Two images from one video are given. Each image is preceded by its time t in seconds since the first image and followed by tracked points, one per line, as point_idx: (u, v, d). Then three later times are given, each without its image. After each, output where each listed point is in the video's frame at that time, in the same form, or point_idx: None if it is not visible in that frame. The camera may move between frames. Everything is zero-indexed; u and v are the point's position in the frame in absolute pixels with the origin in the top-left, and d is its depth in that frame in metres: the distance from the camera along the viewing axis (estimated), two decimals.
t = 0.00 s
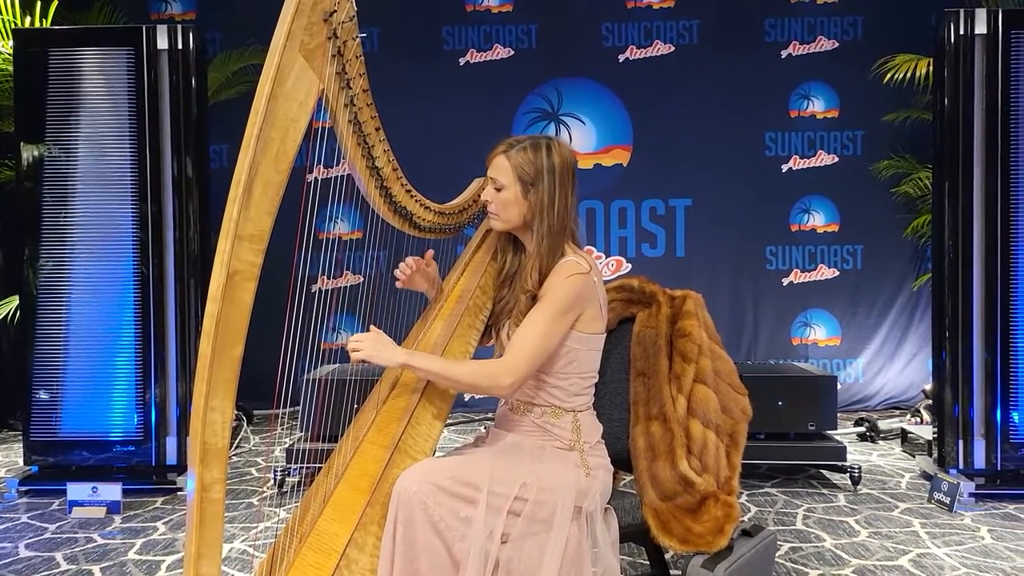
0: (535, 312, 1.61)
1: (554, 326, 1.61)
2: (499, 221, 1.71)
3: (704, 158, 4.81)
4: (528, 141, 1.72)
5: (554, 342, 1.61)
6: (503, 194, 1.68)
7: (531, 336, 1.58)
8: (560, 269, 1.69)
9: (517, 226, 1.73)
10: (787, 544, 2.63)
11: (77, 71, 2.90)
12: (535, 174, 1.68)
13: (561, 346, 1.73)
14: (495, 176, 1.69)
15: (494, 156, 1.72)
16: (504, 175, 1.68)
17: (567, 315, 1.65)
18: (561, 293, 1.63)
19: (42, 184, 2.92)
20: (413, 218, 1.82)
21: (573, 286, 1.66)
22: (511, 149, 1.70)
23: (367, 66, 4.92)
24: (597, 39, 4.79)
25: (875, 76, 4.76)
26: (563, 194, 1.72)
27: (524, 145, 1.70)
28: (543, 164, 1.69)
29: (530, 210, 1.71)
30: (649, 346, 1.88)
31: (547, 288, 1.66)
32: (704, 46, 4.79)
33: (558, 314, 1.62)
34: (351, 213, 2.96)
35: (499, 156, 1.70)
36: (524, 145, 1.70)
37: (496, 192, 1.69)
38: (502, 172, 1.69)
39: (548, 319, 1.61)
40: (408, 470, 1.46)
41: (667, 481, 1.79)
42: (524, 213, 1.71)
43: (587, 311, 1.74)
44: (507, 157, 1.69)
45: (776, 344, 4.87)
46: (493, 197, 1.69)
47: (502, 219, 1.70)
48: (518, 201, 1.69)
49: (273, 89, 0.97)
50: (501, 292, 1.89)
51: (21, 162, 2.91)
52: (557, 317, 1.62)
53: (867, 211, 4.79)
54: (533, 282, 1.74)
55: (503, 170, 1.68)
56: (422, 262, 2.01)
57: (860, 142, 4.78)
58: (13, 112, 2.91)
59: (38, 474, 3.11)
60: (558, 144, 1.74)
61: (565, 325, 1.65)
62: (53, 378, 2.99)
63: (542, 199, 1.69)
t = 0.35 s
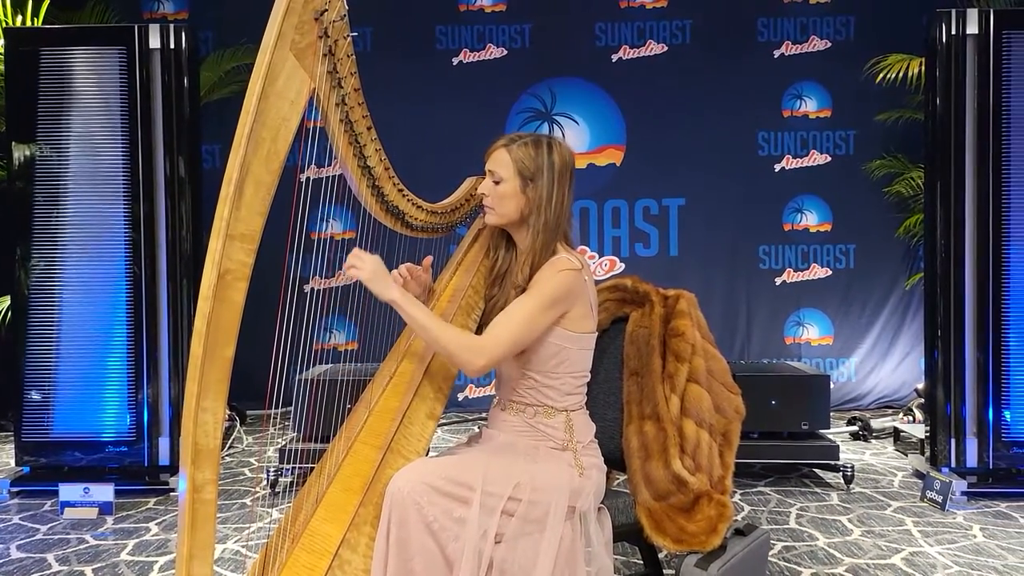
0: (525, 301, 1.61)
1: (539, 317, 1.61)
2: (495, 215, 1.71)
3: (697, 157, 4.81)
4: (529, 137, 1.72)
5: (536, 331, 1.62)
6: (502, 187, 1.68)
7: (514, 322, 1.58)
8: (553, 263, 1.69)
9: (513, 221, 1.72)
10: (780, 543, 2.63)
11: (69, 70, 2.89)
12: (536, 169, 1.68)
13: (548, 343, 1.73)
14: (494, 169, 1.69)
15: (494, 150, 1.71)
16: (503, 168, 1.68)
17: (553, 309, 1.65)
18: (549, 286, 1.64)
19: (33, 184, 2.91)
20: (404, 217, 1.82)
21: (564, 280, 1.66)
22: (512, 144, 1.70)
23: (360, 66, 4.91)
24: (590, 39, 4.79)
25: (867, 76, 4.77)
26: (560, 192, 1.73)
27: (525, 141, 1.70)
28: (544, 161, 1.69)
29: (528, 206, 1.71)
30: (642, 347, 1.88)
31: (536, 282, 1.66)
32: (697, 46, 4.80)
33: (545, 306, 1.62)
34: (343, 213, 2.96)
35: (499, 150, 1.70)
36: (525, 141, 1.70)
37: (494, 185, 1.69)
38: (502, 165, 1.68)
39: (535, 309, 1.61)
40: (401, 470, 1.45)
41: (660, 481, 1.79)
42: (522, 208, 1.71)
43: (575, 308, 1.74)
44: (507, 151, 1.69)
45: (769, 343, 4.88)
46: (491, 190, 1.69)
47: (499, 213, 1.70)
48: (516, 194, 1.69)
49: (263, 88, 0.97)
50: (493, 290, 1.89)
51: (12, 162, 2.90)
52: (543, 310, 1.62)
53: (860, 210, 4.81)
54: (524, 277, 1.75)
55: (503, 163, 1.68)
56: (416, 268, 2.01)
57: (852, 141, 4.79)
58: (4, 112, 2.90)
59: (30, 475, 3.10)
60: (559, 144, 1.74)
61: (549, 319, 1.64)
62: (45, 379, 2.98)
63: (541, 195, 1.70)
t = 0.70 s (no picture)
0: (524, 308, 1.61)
1: (539, 324, 1.61)
2: (488, 224, 1.71)
3: (695, 157, 4.82)
4: (513, 141, 1.72)
5: (540, 339, 1.62)
6: (490, 195, 1.68)
7: (514, 331, 1.58)
8: (547, 268, 1.68)
9: (506, 227, 1.72)
10: (778, 543, 2.63)
11: (66, 70, 2.89)
12: (521, 173, 1.68)
13: (550, 345, 1.73)
14: (481, 178, 1.69)
15: (478, 158, 1.71)
16: (489, 176, 1.68)
17: (554, 312, 1.64)
18: (547, 291, 1.63)
19: (30, 184, 2.90)
20: (403, 218, 1.81)
21: (561, 284, 1.66)
22: (495, 150, 1.70)
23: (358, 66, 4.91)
24: (587, 39, 4.80)
25: (864, 76, 4.78)
26: (548, 193, 1.72)
27: (508, 146, 1.70)
28: (529, 164, 1.69)
29: (518, 210, 1.71)
30: (639, 345, 1.88)
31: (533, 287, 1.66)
32: (694, 46, 4.80)
33: (544, 311, 1.62)
34: (340, 214, 2.96)
35: (483, 158, 1.70)
36: (508, 146, 1.70)
37: (483, 194, 1.69)
38: (489, 174, 1.68)
39: (534, 316, 1.60)
40: (400, 471, 1.45)
41: (658, 481, 1.79)
42: (512, 213, 1.71)
43: (576, 310, 1.73)
44: (491, 158, 1.69)
45: (767, 343, 4.88)
46: (480, 199, 1.69)
47: (492, 221, 1.70)
48: (505, 201, 1.69)
49: (263, 88, 0.97)
50: (491, 293, 1.87)
51: (8, 162, 2.90)
52: (543, 316, 1.62)
53: (857, 210, 4.81)
54: (520, 281, 1.75)
55: (489, 172, 1.68)
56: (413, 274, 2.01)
57: (849, 141, 4.80)
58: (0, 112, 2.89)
59: (27, 476, 3.10)
60: (543, 144, 1.74)
61: (551, 323, 1.64)
62: (42, 381, 2.97)
63: (530, 197, 1.69)
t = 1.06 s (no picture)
0: (523, 312, 1.61)
1: (540, 326, 1.61)
2: (484, 226, 1.71)
3: (694, 158, 4.82)
4: (507, 145, 1.72)
5: (542, 341, 1.62)
6: (484, 199, 1.68)
7: (514, 332, 1.58)
8: (544, 271, 1.68)
9: (502, 230, 1.72)
10: (778, 543, 2.63)
11: (66, 71, 2.89)
12: (515, 176, 1.68)
13: (551, 346, 1.73)
14: (476, 181, 1.69)
15: (473, 161, 1.72)
16: (483, 180, 1.68)
17: (553, 315, 1.65)
18: (546, 294, 1.63)
19: (30, 185, 2.90)
20: (402, 218, 1.81)
21: (560, 286, 1.66)
22: (490, 154, 1.70)
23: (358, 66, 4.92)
24: (587, 39, 4.80)
25: (864, 76, 4.78)
26: (543, 195, 1.72)
27: (502, 149, 1.70)
28: (522, 167, 1.69)
29: (512, 213, 1.71)
30: (639, 346, 1.88)
31: (532, 290, 1.66)
32: (694, 47, 4.80)
33: (544, 314, 1.62)
34: (340, 214, 2.96)
35: (477, 162, 1.70)
36: (502, 149, 1.70)
37: (477, 198, 1.69)
38: (483, 178, 1.68)
39: (533, 319, 1.61)
40: (399, 471, 1.45)
41: (658, 481, 1.79)
42: (506, 216, 1.71)
43: (575, 311, 1.73)
44: (485, 162, 1.69)
45: (767, 344, 4.88)
46: (475, 202, 1.69)
47: (487, 223, 1.70)
48: (499, 205, 1.69)
49: (262, 87, 0.96)
50: (490, 296, 1.87)
51: (9, 162, 2.90)
52: (542, 319, 1.62)
53: (856, 211, 4.81)
54: (518, 284, 1.74)
55: (483, 175, 1.68)
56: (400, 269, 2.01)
57: (850, 141, 4.80)
58: (1, 113, 2.89)
59: (27, 476, 3.10)
60: (537, 146, 1.74)
61: (550, 326, 1.64)
62: (42, 381, 2.98)
63: (524, 201, 1.69)
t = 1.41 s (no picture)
0: (528, 312, 1.61)
1: (543, 326, 1.61)
2: (491, 224, 1.70)
3: (696, 158, 4.82)
4: (515, 143, 1.71)
5: (545, 341, 1.62)
6: (495, 197, 1.67)
7: (516, 333, 1.58)
8: (548, 270, 1.69)
9: (510, 228, 1.72)
10: (780, 544, 2.63)
11: (70, 72, 2.90)
12: (527, 174, 1.68)
13: (551, 347, 1.72)
14: (485, 179, 1.68)
15: (481, 159, 1.70)
16: (493, 177, 1.67)
17: (556, 314, 1.64)
18: (549, 294, 1.63)
19: (33, 186, 2.91)
20: (404, 219, 1.81)
21: (563, 286, 1.66)
22: (500, 151, 1.69)
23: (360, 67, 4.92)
24: (590, 40, 4.80)
25: (866, 76, 4.77)
26: (551, 194, 1.73)
27: (512, 147, 1.70)
28: (533, 164, 1.69)
29: (523, 211, 1.71)
30: (641, 347, 1.88)
31: (535, 290, 1.66)
32: (696, 47, 4.80)
33: (547, 314, 1.62)
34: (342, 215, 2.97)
35: (486, 159, 1.69)
36: (513, 147, 1.69)
37: (486, 196, 1.68)
38: (493, 175, 1.67)
39: (537, 319, 1.61)
40: (401, 472, 1.45)
41: (660, 482, 1.79)
42: (517, 213, 1.70)
43: (577, 311, 1.73)
44: (496, 159, 1.68)
45: (769, 344, 4.87)
46: (484, 201, 1.68)
47: (495, 222, 1.69)
48: (510, 202, 1.68)
49: (264, 89, 0.97)
50: (491, 296, 1.87)
51: (12, 164, 2.90)
52: (546, 318, 1.62)
53: (859, 211, 4.81)
54: (524, 282, 1.74)
55: (494, 173, 1.67)
56: (409, 279, 2.02)
57: (852, 142, 4.79)
58: (5, 114, 2.89)
59: (30, 477, 3.10)
60: (545, 145, 1.74)
61: (553, 325, 1.64)
62: (45, 381, 2.98)
63: (535, 199, 1.70)
